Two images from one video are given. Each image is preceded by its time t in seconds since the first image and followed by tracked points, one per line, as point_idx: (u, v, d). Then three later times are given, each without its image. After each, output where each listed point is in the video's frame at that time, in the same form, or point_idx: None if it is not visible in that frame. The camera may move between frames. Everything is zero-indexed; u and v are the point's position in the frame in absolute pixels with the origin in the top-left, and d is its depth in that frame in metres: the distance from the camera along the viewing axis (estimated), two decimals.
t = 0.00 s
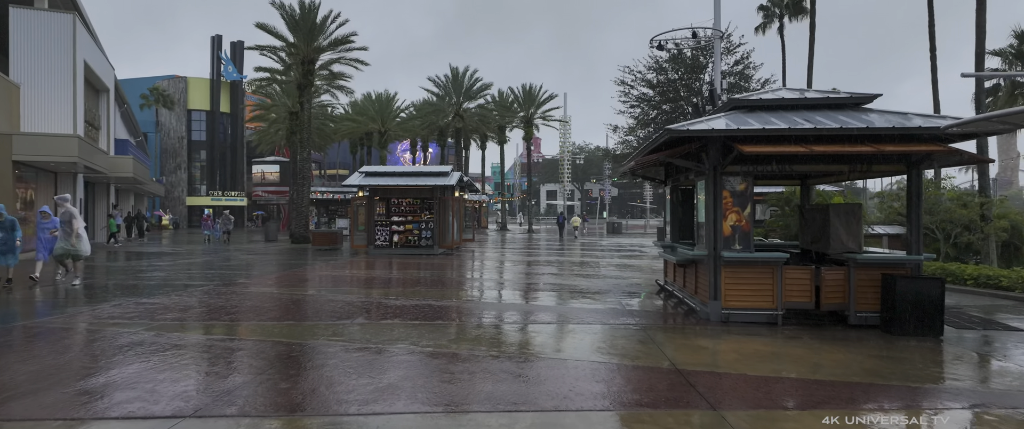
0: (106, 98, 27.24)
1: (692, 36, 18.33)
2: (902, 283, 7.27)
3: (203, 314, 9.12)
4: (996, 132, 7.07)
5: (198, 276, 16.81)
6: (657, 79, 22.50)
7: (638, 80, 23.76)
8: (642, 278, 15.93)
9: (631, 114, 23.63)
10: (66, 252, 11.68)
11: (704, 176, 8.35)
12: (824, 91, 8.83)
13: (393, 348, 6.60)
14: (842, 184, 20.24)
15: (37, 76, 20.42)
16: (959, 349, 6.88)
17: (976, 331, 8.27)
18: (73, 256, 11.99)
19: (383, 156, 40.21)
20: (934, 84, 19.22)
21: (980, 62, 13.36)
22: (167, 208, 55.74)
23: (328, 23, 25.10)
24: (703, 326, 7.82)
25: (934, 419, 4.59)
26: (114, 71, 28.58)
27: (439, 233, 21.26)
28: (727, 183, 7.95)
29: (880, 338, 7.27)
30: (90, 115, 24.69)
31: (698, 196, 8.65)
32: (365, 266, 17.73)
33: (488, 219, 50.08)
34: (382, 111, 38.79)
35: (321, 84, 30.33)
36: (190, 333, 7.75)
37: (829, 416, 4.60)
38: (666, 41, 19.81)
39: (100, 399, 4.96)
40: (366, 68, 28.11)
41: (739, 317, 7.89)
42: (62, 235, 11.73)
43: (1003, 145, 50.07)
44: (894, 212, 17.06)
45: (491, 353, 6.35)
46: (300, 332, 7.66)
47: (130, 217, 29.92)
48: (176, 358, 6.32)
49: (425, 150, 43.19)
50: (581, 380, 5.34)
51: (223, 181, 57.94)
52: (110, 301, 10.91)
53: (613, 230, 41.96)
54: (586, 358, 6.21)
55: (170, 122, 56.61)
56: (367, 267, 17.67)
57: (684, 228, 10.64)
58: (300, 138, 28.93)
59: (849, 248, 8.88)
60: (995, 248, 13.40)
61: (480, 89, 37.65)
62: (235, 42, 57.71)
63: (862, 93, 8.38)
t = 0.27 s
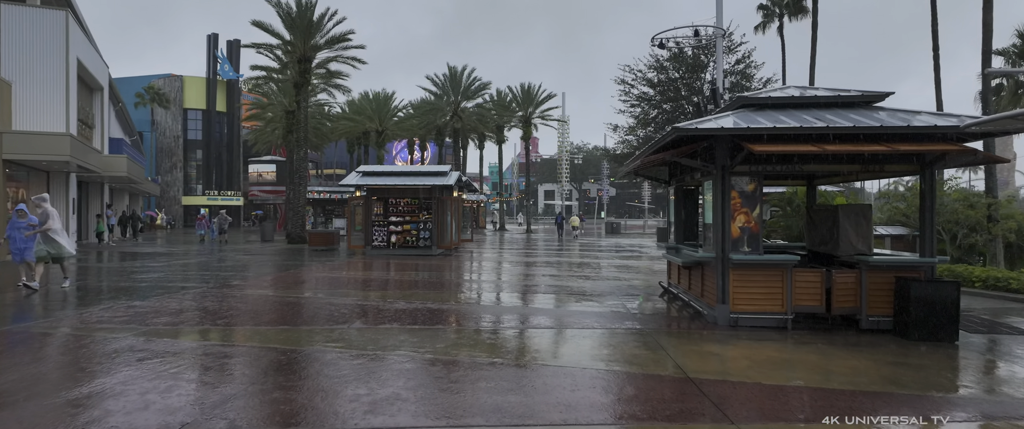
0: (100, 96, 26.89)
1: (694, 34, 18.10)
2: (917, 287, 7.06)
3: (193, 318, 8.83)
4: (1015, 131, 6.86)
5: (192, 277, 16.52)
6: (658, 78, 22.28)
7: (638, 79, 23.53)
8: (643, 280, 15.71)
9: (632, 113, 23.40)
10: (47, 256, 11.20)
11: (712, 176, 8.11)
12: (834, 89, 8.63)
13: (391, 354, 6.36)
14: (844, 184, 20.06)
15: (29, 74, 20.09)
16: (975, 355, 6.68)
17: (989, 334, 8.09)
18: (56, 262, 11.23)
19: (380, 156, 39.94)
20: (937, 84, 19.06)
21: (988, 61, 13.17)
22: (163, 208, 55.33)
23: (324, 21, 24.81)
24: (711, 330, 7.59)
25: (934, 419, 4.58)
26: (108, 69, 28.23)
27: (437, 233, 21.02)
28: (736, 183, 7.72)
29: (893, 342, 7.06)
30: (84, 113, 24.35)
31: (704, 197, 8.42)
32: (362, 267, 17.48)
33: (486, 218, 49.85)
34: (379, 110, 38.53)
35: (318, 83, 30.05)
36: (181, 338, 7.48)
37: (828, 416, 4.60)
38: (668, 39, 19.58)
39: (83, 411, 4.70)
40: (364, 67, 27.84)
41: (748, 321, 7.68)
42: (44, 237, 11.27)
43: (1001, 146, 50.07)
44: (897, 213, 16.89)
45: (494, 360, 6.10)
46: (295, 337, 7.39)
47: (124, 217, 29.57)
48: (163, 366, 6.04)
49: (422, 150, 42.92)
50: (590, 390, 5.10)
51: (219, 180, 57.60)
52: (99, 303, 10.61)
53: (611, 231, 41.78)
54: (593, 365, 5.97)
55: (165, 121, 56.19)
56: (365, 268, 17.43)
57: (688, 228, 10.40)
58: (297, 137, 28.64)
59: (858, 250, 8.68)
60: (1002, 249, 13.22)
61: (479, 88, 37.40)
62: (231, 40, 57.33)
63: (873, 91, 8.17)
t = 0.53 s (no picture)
0: (90, 94, 26.51)
1: (693, 31, 17.90)
2: (926, 288, 6.86)
3: (180, 320, 8.54)
4: None
5: (182, 278, 16.22)
6: (656, 76, 22.06)
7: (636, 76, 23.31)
8: (642, 280, 15.50)
9: (629, 111, 23.18)
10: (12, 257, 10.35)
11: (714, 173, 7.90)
12: (838, 84, 8.44)
13: (383, 359, 6.10)
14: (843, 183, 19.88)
15: (17, 71, 19.73)
16: (987, 357, 6.48)
17: (998, 335, 7.90)
18: None
19: (375, 155, 39.62)
20: (937, 82, 18.92)
21: (991, 58, 13.00)
22: (156, 207, 54.87)
23: (318, 18, 24.50)
24: (715, 333, 7.37)
25: (934, 419, 4.52)
26: (99, 66, 27.85)
27: (433, 233, 20.76)
28: (739, 181, 7.52)
29: (902, 345, 6.85)
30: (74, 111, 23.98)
31: (706, 195, 8.22)
32: (357, 267, 17.21)
33: (482, 218, 49.58)
34: (375, 108, 38.23)
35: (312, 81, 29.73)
36: (166, 341, 7.21)
37: (828, 416, 4.53)
38: (666, 37, 19.36)
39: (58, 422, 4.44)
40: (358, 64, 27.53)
41: (752, 323, 7.47)
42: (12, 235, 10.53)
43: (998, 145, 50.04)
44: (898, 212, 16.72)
45: (491, 365, 5.84)
46: (285, 341, 7.11)
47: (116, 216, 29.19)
48: (144, 372, 5.75)
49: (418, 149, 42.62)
50: (593, 398, 4.87)
51: (213, 180, 57.16)
52: (85, 305, 10.33)
53: (608, 230, 41.58)
54: (595, 370, 5.73)
55: (159, 120, 55.69)
56: (360, 268, 17.17)
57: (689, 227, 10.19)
58: (291, 136, 28.32)
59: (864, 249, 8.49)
60: (1005, 249, 13.04)
61: (475, 86, 37.12)
62: (225, 38, 56.88)
63: (879, 86, 7.99)
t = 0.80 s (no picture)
0: (80, 92, 26.11)
1: (691, 28, 17.68)
2: (935, 288, 6.64)
3: (164, 323, 8.22)
4: None
5: (171, 278, 15.90)
6: (653, 73, 21.84)
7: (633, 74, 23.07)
8: (641, 280, 15.27)
9: (626, 109, 22.95)
10: None
11: (716, 171, 7.68)
12: (843, 80, 8.23)
13: (374, 365, 5.82)
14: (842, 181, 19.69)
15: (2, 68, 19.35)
16: (1000, 360, 6.26)
17: (1007, 336, 7.68)
18: None
19: (370, 153, 39.29)
20: (936, 80, 18.76)
21: (993, 54, 12.82)
22: (149, 207, 54.37)
23: (312, 14, 24.18)
24: (717, 335, 7.14)
25: (935, 419, 4.46)
26: (89, 63, 27.44)
27: (427, 232, 20.49)
28: (742, 179, 7.30)
29: (912, 348, 6.63)
30: (63, 109, 23.59)
31: (708, 194, 8.00)
32: (350, 268, 16.92)
33: (478, 217, 49.31)
34: (369, 107, 37.93)
35: (305, 78, 29.39)
36: (148, 346, 6.92)
37: (828, 416, 4.47)
38: (664, 33, 19.13)
39: None
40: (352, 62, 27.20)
41: (756, 325, 7.25)
42: None
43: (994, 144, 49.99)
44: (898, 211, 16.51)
45: (488, 371, 5.58)
46: (272, 345, 6.82)
47: (106, 216, 28.77)
48: (120, 380, 5.44)
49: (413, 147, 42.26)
50: (594, 408, 4.61)
51: (207, 179, 56.78)
52: (68, 306, 10.02)
53: (604, 229, 41.39)
54: (595, 376, 5.48)
55: (151, 118, 55.18)
56: (353, 268, 16.90)
57: (688, 225, 10.04)
58: (284, 134, 27.97)
59: (868, 248, 8.29)
60: (1008, 248, 12.85)
61: (470, 84, 36.83)
62: (218, 36, 56.42)
63: (885, 81, 7.78)
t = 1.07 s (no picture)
0: (75, 90, 25.83)
1: (693, 26, 17.50)
2: (951, 292, 6.43)
3: (152, 327, 7.94)
4: None
5: (166, 280, 15.65)
6: (654, 72, 21.64)
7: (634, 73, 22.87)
8: (643, 281, 15.04)
9: (627, 108, 22.73)
10: None
11: (723, 171, 7.46)
12: (853, 77, 8.02)
13: (370, 373, 5.56)
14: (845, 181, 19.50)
15: None
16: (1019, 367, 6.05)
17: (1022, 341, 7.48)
18: None
19: (368, 153, 39.03)
20: (939, 79, 18.57)
21: (1001, 53, 12.62)
22: (145, 206, 54.04)
23: (309, 12, 23.95)
24: (726, 340, 6.91)
25: (934, 419, 4.46)
26: (84, 61, 27.16)
27: (426, 233, 20.26)
28: (751, 179, 7.07)
29: (927, 353, 6.39)
30: (57, 108, 23.32)
31: (715, 195, 7.78)
32: (347, 269, 16.67)
33: (477, 217, 49.07)
34: (367, 106, 37.67)
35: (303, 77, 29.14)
36: (136, 351, 6.68)
37: (828, 416, 4.48)
38: (665, 31, 18.90)
39: None
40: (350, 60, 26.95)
41: (765, 329, 7.04)
42: None
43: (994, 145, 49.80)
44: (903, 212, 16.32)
45: (490, 380, 5.34)
46: (263, 351, 6.54)
47: (101, 216, 28.49)
48: (101, 390, 5.16)
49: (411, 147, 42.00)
50: (602, 420, 4.38)
51: (205, 178, 56.51)
52: (58, 309, 9.77)
53: (603, 229, 41.19)
54: (602, 384, 5.24)
55: (148, 117, 54.87)
56: (351, 269, 16.66)
57: (691, 226, 9.83)
58: (281, 134, 27.72)
59: (878, 250, 8.09)
60: (1016, 249, 12.65)
61: (469, 83, 36.58)
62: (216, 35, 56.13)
63: (897, 78, 7.57)
